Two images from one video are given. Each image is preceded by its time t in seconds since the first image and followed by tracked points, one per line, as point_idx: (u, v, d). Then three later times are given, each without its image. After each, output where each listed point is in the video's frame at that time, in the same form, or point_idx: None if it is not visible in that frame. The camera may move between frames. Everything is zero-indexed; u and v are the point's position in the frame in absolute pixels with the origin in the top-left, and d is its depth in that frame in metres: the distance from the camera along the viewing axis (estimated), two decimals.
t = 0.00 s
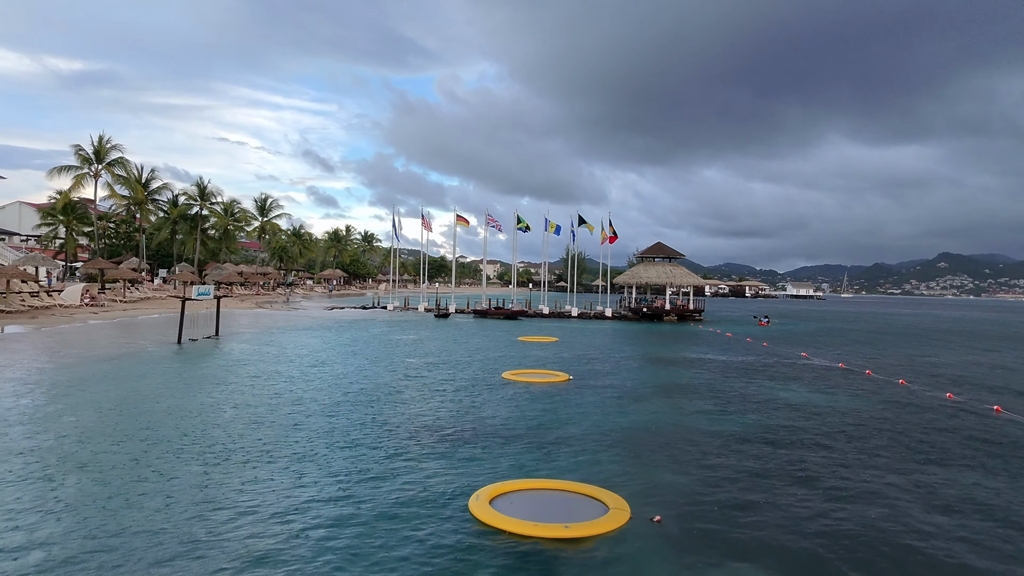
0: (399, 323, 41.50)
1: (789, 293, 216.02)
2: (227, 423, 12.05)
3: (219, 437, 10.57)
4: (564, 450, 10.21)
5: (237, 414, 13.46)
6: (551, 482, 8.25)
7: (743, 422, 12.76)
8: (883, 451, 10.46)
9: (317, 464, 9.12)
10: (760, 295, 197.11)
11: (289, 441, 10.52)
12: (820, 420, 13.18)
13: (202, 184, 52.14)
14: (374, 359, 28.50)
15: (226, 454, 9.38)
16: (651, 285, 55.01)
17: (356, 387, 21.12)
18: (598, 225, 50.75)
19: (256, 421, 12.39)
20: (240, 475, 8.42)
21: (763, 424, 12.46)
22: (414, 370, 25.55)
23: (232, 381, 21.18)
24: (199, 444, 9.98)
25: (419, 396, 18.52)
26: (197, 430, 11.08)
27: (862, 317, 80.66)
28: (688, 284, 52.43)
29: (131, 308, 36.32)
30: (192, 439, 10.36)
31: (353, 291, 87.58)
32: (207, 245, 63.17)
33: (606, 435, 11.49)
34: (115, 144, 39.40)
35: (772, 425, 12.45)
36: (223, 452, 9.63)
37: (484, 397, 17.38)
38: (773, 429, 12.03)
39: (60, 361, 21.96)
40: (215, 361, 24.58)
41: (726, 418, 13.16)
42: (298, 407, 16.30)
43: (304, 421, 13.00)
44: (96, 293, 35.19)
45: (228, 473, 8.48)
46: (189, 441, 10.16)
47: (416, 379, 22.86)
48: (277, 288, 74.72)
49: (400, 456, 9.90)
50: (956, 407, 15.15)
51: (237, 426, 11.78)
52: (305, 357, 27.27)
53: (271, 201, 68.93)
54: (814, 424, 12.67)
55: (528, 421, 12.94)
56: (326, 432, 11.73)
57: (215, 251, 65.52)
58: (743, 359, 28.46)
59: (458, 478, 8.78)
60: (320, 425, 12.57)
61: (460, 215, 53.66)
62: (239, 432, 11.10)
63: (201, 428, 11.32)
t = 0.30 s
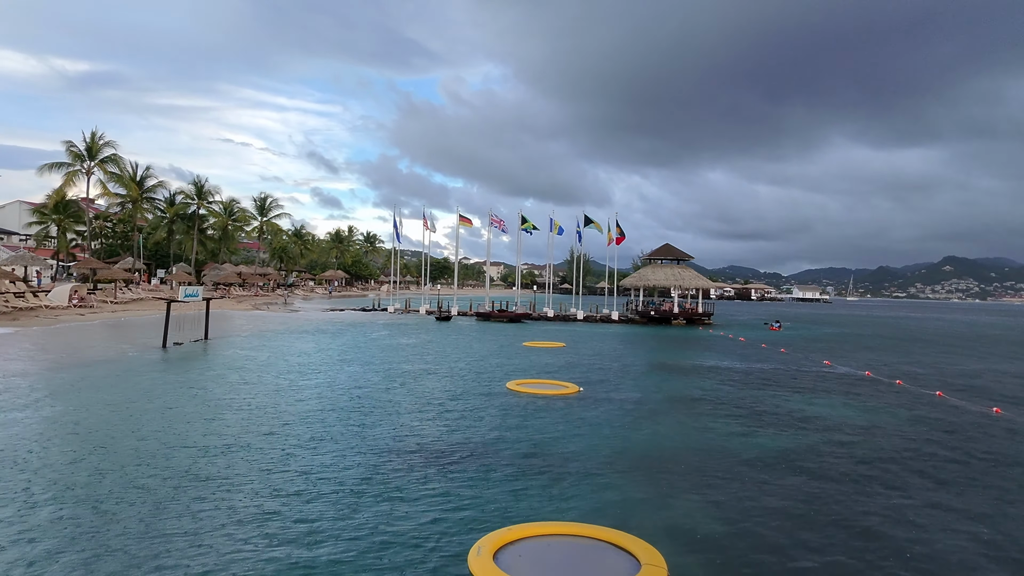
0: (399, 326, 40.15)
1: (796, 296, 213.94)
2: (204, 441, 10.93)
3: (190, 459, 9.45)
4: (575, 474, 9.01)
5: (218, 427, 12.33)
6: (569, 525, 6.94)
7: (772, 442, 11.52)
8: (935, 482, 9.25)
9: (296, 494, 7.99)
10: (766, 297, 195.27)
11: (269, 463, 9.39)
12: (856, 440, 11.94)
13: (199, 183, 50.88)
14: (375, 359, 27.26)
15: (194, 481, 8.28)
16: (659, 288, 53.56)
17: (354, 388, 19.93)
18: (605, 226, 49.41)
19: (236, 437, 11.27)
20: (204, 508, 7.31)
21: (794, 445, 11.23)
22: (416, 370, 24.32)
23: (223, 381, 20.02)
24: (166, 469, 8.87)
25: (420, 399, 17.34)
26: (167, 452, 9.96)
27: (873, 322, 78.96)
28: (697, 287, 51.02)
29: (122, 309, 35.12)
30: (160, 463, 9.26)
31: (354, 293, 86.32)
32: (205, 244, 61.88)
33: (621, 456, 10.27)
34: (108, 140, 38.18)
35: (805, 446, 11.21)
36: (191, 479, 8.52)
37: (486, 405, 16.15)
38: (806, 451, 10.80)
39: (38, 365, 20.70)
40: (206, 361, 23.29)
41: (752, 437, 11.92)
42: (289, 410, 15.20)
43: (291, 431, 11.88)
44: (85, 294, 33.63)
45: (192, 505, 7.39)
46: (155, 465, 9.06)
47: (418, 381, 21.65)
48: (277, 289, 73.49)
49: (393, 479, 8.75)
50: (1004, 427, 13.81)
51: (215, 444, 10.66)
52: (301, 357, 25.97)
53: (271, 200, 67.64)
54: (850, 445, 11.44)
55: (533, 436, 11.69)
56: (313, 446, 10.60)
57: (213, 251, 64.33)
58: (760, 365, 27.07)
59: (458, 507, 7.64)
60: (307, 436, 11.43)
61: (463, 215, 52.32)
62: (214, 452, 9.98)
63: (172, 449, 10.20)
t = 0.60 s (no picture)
0: (403, 330, 38.85)
1: (807, 300, 210.87)
2: (175, 465, 9.88)
3: (152, 494, 8.39)
4: (589, 515, 7.69)
5: (195, 446, 11.31)
6: None
7: (809, 468, 10.18)
8: (1016, 529, 7.84)
9: (263, 543, 6.89)
10: (777, 301, 192.42)
11: (240, 501, 8.29)
12: (909, 467, 10.50)
13: (202, 181, 49.85)
14: (377, 366, 26.11)
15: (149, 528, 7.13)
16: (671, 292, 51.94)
17: (352, 398, 18.80)
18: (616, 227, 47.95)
19: (211, 460, 10.21)
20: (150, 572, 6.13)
21: (837, 473, 9.88)
22: (420, 379, 23.11)
23: (216, 387, 19.01)
24: (121, 509, 7.74)
25: (421, 409, 16.16)
26: (128, 481, 8.90)
27: (893, 328, 76.71)
28: (711, 291, 49.37)
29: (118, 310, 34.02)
30: (118, 500, 8.15)
31: (360, 294, 85.18)
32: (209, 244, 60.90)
33: (640, 486, 8.98)
34: (107, 137, 37.15)
35: (849, 474, 9.86)
36: (146, 524, 7.37)
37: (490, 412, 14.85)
38: (851, 482, 9.46)
39: (18, 369, 19.58)
40: (199, 365, 22.11)
41: (787, 460, 10.56)
42: (279, 422, 14.16)
43: (273, 453, 10.78)
44: (79, 294, 32.45)
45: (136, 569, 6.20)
46: (110, 503, 7.93)
47: (422, 391, 20.44)
48: (282, 290, 72.44)
49: (377, 519, 7.61)
50: None
51: (186, 471, 9.59)
52: (300, 363, 24.73)
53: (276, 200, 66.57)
54: (904, 474, 10.02)
55: (540, 456, 10.43)
56: (294, 476, 9.49)
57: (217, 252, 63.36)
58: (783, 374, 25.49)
59: (453, 561, 6.38)
60: (290, 461, 10.33)
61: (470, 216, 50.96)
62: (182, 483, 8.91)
63: (137, 476, 9.15)
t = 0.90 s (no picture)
0: (410, 334, 37.59)
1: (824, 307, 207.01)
2: (140, 484, 8.72)
3: (109, 521, 7.29)
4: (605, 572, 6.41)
5: (169, 458, 10.15)
6: None
7: (860, 508, 8.81)
8: None
9: None
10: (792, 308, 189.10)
11: (204, 534, 7.13)
12: (974, 509, 9.07)
13: (208, 180, 49.05)
14: (381, 371, 24.92)
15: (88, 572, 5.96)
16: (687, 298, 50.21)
17: (352, 405, 17.60)
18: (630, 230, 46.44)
19: (182, 478, 9.04)
20: None
21: (894, 516, 8.49)
22: (424, 385, 21.90)
23: (207, 393, 17.88)
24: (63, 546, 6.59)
25: (424, 419, 14.96)
26: (80, 505, 7.75)
27: (917, 338, 74.08)
28: (730, 297, 47.59)
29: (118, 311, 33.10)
30: (63, 530, 7.00)
31: (369, 297, 84.10)
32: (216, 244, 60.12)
33: (665, 531, 7.69)
34: (110, 134, 36.37)
35: (908, 518, 8.46)
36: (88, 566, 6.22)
37: (496, 427, 13.59)
38: (914, 530, 8.07)
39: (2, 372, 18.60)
40: (192, 370, 21.00)
41: (833, 497, 9.19)
42: (268, 431, 13.01)
43: (253, 471, 9.59)
44: (76, 294, 31.49)
45: None
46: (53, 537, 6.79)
47: (426, 398, 19.25)
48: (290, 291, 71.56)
49: (361, 568, 6.40)
50: None
51: (149, 493, 8.42)
52: (300, 368, 23.62)
53: (285, 201, 65.76)
54: (972, 520, 8.58)
55: (549, 486, 9.16)
56: (271, 503, 8.28)
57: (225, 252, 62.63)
58: (810, 387, 23.84)
59: None
60: (270, 482, 9.12)
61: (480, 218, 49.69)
62: (141, 509, 7.73)
63: (98, 497, 8.07)
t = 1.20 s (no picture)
0: (416, 338, 36.30)
1: (840, 315, 203.30)
2: (107, 511, 7.76)
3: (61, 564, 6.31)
4: None
5: (130, 481, 8.98)
6: None
7: (932, 565, 7.36)
8: None
9: None
10: (807, 314, 186.10)
11: None
12: None
13: (215, 178, 48.25)
14: (381, 375, 23.54)
15: None
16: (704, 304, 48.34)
17: (345, 411, 16.27)
18: (645, 233, 44.90)
19: (137, 509, 7.86)
20: None
21: None
22: (426, 391, 20.49)
23: (194, 398, 16.68)
24: None
25: (420, 433, 13.54)
26: (30, 542, 6.75)
27: (942, 348, 71.42)
28: (748, 304, 45.71)
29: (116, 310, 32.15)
30: None
31: (378, 299, 83.12)
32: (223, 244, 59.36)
33: None
34: (112, 129, 35.63)
35: None
36: None
37: (500, 445, 12.27)
38: None
39: None
40: (183, 374, 19.80)
41: (896, 548, 7.75)
42: (246, 446, 11.70)
43: (220, 499, 8.39)
44: (72, 293, 30.56)
45: None
46: None
47: (426, 405, 17.82)
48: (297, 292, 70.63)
49: None
50: None
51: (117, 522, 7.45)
52: (296, 372, 22.32)
53: (293, 200, 64.89)
54: None
55: (560, 527, 7.83)
56: (227, 547, 6.98)
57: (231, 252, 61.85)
58: (843, 401, 22.08)
59: None
60: (231, 517, 7.81)
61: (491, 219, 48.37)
62: (69, 555, 6.45)
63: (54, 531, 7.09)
